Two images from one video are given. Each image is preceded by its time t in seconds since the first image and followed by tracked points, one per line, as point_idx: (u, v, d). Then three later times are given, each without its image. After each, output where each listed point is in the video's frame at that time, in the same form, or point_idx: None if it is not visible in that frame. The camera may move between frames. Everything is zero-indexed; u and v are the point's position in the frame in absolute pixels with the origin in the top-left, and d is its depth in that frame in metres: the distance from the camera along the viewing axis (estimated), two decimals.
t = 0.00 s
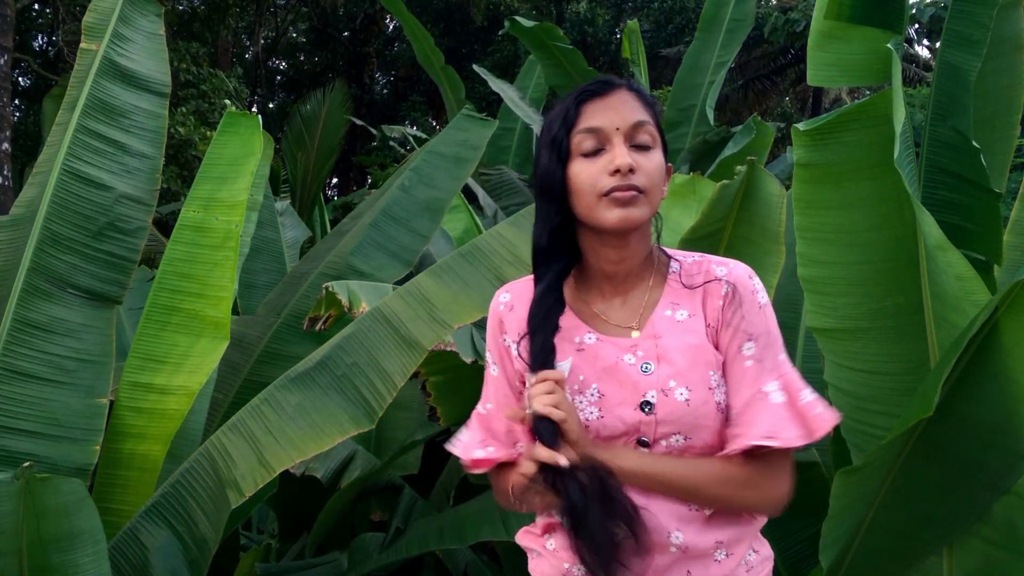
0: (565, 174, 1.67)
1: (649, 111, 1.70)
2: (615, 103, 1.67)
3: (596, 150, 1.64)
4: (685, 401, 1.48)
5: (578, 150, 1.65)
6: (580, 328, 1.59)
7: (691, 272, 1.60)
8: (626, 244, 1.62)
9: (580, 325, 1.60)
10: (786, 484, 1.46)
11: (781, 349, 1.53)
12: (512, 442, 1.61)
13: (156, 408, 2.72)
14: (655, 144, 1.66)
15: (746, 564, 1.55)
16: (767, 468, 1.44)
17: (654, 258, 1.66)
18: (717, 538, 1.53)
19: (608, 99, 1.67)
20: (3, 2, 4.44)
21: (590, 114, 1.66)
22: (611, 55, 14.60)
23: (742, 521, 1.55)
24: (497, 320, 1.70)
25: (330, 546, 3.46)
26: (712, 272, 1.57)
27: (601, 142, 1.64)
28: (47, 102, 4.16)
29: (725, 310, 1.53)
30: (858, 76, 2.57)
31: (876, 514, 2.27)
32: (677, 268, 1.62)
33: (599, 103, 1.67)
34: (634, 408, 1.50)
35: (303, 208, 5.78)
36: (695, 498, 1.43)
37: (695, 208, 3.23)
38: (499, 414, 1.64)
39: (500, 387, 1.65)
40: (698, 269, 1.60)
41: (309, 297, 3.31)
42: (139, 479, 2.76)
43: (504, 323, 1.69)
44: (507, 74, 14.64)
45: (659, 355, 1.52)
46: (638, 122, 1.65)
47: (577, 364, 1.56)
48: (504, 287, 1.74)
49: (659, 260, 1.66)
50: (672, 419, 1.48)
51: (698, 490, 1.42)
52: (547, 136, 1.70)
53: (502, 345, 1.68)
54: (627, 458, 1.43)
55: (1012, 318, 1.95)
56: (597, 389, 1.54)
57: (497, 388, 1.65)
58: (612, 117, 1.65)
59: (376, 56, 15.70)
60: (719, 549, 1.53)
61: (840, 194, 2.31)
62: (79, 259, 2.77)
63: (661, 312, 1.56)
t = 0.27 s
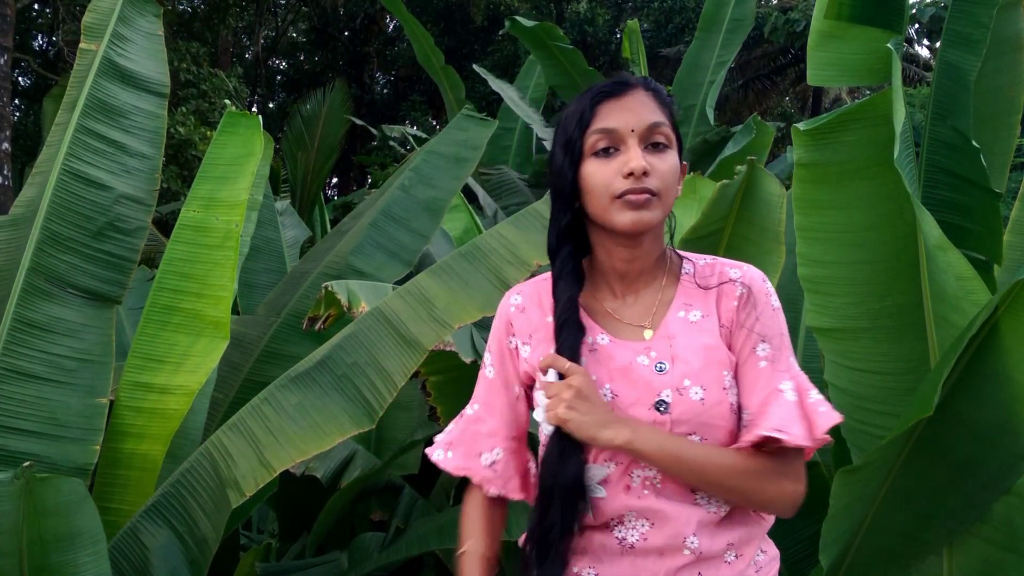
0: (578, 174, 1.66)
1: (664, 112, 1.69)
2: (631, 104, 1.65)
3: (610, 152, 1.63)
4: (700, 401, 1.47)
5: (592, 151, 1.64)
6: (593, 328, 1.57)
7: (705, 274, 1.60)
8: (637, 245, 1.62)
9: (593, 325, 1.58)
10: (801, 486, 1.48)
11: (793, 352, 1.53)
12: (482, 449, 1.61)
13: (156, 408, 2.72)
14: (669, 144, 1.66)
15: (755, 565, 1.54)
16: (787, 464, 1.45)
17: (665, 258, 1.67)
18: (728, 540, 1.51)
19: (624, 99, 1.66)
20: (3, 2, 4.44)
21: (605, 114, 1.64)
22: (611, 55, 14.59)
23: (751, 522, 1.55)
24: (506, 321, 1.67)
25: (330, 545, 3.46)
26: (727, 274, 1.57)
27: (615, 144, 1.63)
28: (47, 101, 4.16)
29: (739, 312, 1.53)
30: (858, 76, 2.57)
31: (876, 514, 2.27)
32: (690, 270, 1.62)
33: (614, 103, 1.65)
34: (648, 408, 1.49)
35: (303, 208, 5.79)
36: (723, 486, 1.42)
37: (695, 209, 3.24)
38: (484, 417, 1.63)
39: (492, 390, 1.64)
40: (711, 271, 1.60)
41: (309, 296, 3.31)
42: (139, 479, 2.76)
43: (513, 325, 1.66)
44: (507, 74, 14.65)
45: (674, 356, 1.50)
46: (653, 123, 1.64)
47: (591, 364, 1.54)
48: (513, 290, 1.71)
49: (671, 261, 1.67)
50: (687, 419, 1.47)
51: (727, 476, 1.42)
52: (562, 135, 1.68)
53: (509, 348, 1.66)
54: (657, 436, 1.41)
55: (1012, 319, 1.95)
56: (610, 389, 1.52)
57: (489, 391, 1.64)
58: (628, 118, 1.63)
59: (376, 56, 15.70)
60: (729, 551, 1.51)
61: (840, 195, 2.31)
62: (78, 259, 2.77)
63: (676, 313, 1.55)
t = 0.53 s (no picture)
0: (564, 186, 1.69)
1: (636, 107, 1.69)
2: (599, 106, 1.67)
3: (586, 157, 1.65)
4: (702, 402, 1.48)
5: (571, 161, 1.67)
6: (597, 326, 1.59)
7: (706, 272, 1.59)
8: (632, 245, 1.61)
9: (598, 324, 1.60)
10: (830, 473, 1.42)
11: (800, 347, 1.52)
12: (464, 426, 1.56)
13: (156, 408, 2.72)
14: (647, 139, 1.65)
15: (760, 563, 1.54)
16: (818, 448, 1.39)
17: (665, 256, 1.66)
18: (733, 538, 1.52)
19: (591, 104, 1.67)
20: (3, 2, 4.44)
21: (575, 123, 1.67)
22: (611, 55, 14.60)
23: (755, 520, 1.56)
24: (505, 311, 1.66)
25: (330, 545, 3.46)
26: (728, 272, 1.57)
27: (591, 149, 1.65)
28: (47, 101, 4.16)
29: (743, 309, 1.52)
30: (858, 76, 2.57)
31: (876, 514, 2.27)
32: (691, 268, 1.61)
33: (582, 109, 1.67)
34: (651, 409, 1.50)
35: (302, 208, 5.79)
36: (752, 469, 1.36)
37: (695, 208, 3.24)
38: (462, 395, 1.57)
39: (474, 371, 1.61)
40: (712, 270, 1.59)
41: (309, 296, 3.31)
42: (139, 479, 2.76)
43: (512, 315, 1.66)
44: (507, 74, 14.65)
45: (676, 356, 1.51)
46: (624, 121, 1.64)
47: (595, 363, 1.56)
48: (515, 281, 1.71)
49: (671, 260, 1.66)
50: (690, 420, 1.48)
51: (757, 459, 1.36)
52: (544, 151, 1.72)
53: (504, 337, 1.64)
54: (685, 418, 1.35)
55: (1012, 319, 1.95)
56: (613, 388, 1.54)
57: (472, 372, 1.60)
58: (597, 122, 1.65)
59: (376, 56, 15.70)
60: (734, 549, 1.52)
61: (840, 194, 2.31)
62: (78, 259, 2.77)
63: (678, 313, 1.55)
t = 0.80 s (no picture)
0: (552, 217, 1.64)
1: (612, 131, 1.55)
2: (570, 140, 1.54)
3: (566, 198, 1.56)
4: (700, 403, 1.46)
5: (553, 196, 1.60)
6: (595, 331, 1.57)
7: (705, 273, 1.57)
8: (630, 265, 1.59)
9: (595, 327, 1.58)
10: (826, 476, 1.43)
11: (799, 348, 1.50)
12: (457, 431, 1.57)
13: (156, 408, 2.72)
14: (627, 165, 1.54)
15: (755, 563, 1.54)
16: (812, 457, 1.40)
17: (663, 258, 1.64)
18: (728, 538, 1.51)
19: (563, 139, 1.55)
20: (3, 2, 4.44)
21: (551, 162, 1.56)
22: (611, 55, 14.61)
23: (752, 522, 1.55)
24: (508, 314, 1.64)
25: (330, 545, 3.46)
26: (726, 272, 1.55)
27: (569, 186, 1.55)
28: (47, 101, 4.17)
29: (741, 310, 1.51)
30: (857, 76, 2.57)
31: (876, 515, 2.27)
32: (690, 269, 1.59)
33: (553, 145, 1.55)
34: (648, 411, 1.48)
35: (303, 208, 5.79)
36: (744, 482, 1.38)
37: (695, 208, 3.24)
38: (460, 399, 1.59)
39: (472, 374, 1.60)
40: (711, 270, 1.57)
41: (309, 296, 3.31)
42: (139, 479, 2.76)
43: (513, 320, 1.64)
44: (506, 74, 14.66)
45: (675, 358, 1.49)
46: (598, 156, 1.52)
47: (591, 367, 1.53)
48: (520, 286, 1.70)
49: (668, 261, 1.64)
50: (687, 422, 1.46)
51: (747, 473, 1.38)
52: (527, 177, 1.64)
53: (505, 342, 1.63)
54: (671, 439, 1.37)
55: (1012, 317, 1.95)
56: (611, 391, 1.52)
57: (469, 375, 1.60)
58: (572, 162, 1.53)
59: (376, 56, 15.71)
60: (729, 549, 1.51)
61: (840, 195, 2.31)
62: (78, 259, 2.77)
63: (676, 314, 1.53)
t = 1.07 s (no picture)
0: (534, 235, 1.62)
1: (590, 158, 1.50)
2: (550, 171, 1.50)
3: (546, 224, 1.54)
4: (691, 399, 1.48)
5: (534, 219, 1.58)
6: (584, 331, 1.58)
7: (690, 270, 1.59)
8: (614, 276, 1.60)
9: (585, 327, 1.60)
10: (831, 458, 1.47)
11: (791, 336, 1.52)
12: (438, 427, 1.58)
13: (156, 408, 2.72)
14: (607, 194, 1.51)
15: (754, 560, 1.56)
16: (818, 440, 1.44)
17: (648, 257, 1.64)
18: (728, 535, 1.53)
19: (540, 167, 1.51)
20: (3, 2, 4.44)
21: (529, 188, 1.53)
22: (611, 55, 14.60)
23: (749, 519, 1.57)
24: (494, 318, 1.64)
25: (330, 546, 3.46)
26: (711, 268, 1.57)
27: (549, 213, 1.53)
28: (47, 101, 4.16)
29: (729, 304, 1.53)
30: (857, 76, 2.57)
31: (876, 515, 2.27)
32: (676, 266, 1.60)
33: (533, 174, 1.51)
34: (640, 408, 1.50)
35: (302, 208, 5.78)
36: (750, 466, 1.42)
37: (695, 208, 3.24)
38: (439, 399, 1.60)
39: (456, 376, 1.61)
40: (696, 267, 1.59)
41: (309, 296, 3.31)
42: (139, 479, 2.76)
43: (499, 324, 1.63)
44: (506, 74, 14.65)
45: (664, 355, 1.51)
46: (578, 188, 1.50)
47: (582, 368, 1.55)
48: (506, 289, 1.69)
49: (654, 261, 1.64)
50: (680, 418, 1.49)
51: (752, 459, 1.42)
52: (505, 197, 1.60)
53: (491, 346, 1.62)
54: (677, 427, 1.41)
55: (1011, 317, 1.95)
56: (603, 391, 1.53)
57: (453, 376, 1.61)
58: (550, 192, 1.51)
59: (376, 56, 15.70)
60: (730, 547, 1.53)
61: (839, 195, 2.31)
62: (78, 259, 2.77)
63: (665, 311, 1.55)
